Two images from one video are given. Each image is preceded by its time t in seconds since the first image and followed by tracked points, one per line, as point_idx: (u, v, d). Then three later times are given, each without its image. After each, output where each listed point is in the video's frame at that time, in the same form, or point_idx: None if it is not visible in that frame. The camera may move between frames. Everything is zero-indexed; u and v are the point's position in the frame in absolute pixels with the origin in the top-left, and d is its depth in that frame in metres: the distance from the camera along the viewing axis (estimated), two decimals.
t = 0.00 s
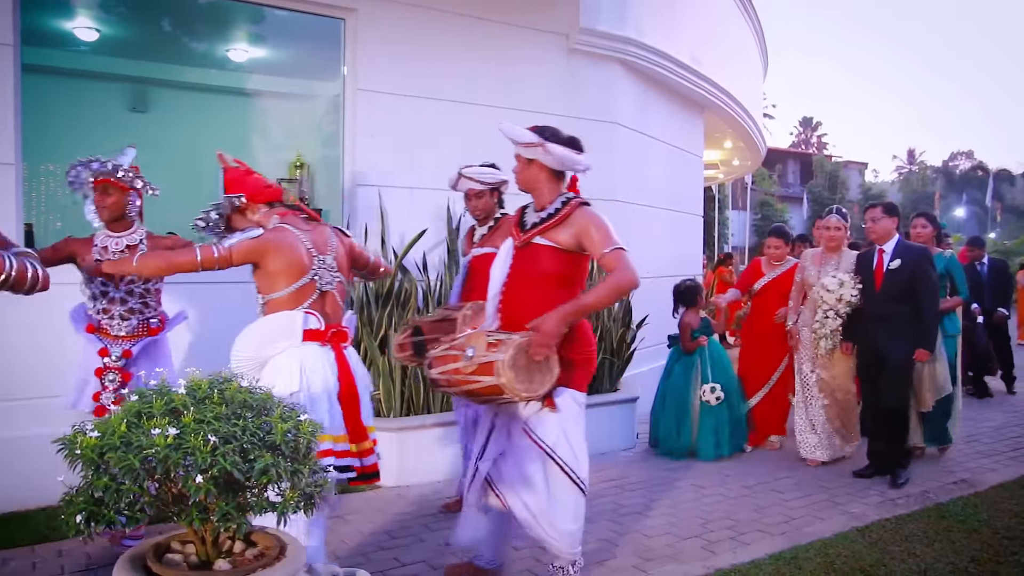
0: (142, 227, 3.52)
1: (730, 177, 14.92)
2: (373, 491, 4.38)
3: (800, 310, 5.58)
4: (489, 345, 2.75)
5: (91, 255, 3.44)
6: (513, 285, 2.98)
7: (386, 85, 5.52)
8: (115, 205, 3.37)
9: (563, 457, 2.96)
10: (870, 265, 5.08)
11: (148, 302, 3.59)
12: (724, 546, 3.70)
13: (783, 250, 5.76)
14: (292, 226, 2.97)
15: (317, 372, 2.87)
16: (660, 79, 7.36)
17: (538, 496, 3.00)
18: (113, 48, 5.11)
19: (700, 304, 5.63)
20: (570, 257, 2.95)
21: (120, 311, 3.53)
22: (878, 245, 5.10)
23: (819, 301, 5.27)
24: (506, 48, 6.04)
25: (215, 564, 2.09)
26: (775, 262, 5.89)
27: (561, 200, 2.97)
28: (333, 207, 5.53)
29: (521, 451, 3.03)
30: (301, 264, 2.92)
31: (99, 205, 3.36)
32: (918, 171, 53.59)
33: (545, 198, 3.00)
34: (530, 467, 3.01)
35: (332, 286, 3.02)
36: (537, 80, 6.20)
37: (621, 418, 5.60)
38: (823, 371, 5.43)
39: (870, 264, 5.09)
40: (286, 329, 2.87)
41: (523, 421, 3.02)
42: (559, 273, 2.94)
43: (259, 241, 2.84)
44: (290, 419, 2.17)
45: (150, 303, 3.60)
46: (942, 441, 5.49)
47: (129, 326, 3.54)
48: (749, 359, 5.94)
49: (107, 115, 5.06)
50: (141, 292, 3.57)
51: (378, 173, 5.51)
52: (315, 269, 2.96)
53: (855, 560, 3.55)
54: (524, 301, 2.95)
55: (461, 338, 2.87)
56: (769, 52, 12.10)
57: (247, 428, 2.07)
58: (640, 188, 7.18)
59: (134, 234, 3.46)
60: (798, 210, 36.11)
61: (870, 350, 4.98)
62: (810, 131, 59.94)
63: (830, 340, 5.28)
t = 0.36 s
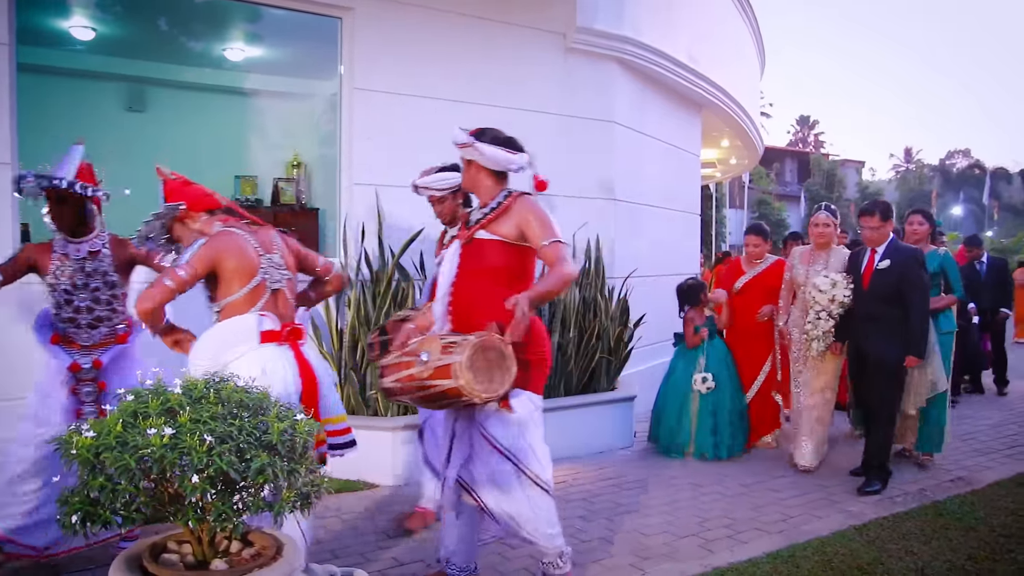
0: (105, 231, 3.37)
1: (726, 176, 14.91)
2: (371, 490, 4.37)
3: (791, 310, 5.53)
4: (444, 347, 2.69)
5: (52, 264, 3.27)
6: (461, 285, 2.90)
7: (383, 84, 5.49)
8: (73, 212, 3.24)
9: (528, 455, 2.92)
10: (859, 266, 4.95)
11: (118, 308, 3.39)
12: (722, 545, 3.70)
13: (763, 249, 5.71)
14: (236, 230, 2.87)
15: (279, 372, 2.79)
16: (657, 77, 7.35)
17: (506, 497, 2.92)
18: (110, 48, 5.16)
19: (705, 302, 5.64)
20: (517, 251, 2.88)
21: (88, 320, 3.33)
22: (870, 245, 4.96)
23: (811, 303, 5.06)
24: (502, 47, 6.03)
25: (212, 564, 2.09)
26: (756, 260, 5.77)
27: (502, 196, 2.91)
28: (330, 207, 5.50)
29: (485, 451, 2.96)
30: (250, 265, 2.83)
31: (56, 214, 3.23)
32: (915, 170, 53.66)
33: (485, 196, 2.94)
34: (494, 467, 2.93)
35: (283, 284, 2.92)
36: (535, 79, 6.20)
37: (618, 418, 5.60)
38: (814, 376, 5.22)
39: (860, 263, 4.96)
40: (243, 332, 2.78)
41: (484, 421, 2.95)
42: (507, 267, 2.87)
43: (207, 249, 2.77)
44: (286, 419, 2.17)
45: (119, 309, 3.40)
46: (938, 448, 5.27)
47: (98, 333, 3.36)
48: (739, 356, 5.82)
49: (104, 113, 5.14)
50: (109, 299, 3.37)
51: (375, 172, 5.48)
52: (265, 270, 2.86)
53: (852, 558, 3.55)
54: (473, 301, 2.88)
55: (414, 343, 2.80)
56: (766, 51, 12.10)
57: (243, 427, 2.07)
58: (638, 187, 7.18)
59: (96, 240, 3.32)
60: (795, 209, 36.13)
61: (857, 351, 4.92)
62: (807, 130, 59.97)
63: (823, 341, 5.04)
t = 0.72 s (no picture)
0: (37, 228, 3.28)
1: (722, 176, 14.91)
2: (366, 488, 4.38)
3: (779, 310, 5.44)
4: (417, 343, 2.66)
5: None
6: (428, 287, 2.87)
7: (380, 83, 5.48)
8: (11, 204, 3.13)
9: (484, 460, 2.88)
10: (850, 263, 4.95)
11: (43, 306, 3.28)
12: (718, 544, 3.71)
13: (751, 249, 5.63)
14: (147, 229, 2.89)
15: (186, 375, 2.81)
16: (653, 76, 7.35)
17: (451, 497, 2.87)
18: (106, 47, 5.18)
19: (689, 298, 5.60)
20: (482, 247, 2.83)
21: (13, 317, 3.18)
22: (860, 242, 4.94)
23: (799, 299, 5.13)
24: (498, 46, 6.03)
25: (207, 564, 2.09)
26: (745, 260, 5.75)
27: (459, 194, 2.85)
28: (326, 206, 5.45)
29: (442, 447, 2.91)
30: (159, 263, 2.85)
31: None
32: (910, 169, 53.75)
33: (444, 197, 2.87)
34: (448, 465, 2.89)
35: (203, 281, 2.93)
36: (531, 77, 6.20)
37: (614, 417, 5.61)
38: (801, 374, 5.27)
39: (851, 261, 4.96)
40: (158, 333, 2.84)
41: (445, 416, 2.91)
42: (474, 265, 2.82)
43: (110, 253, 2.81)
44: (281, 419, 2.16)
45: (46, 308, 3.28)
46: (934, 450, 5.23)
47: (24, 331, 3.22)
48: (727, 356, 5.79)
49: (99, 113, 5.17)
50: (38, 296, 3.24)
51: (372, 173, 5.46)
52: (180, 268, 2.88)
53: (848, 557, 3.56)
54: (440, 302, 2.84)
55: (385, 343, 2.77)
56: (762, 50, 12.10)
57: (238, 427, 2.06)
58: (634, 186, 7.18)
59: (30, 235, 3.22)
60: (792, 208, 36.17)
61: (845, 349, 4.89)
62: (803, 129, 60.13)
63: (809, 337, 5.09)
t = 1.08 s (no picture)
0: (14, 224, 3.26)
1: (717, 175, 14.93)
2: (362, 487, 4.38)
3: (767, 308, 5.39)
4: (372, 348, 2.55)
5: None
6: (397, 289, 2.85)
7: (375, 82, 5.48)
8: None
9: (446, 470, 2.82)
10: (830, 264, 4.82)
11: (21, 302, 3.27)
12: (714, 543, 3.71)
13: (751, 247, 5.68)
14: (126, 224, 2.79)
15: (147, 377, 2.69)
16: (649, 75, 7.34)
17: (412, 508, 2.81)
18: (102, 47, 5.12)
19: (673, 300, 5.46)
20: (450, 252, 2.79)
21: None
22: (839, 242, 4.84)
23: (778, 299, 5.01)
24: (493, 45, 6.02)
25: (202, 565, 2.08)
26: (744, 258, 5.74)
27: (434, 195, 2.82)
28: (322, 206, 5.51)
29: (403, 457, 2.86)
30: (135, 262, 2.75)
31: None
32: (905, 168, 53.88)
33: (417, 193, 2.84)
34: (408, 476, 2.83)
35: (176, 287, 2.83)
36: (527, 76, 6.20)
37: (610, 416, 5.62)
38: (784, 368, 5.23)
39: (832, 262, 4.82)
40: (119, 335, 2.72)
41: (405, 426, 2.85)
42: (441, 269, 2.78)
43: (84, 247, 2.70)
44: (276, 419, 2.15)
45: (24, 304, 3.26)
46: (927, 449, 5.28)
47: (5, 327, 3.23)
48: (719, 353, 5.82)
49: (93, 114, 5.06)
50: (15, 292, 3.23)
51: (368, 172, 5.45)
52: (155, 269, 2.78)
53: (843, 556, 3.56)
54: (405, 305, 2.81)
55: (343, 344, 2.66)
56: (757, 50, 12.11)
57: (234, 427, 2.06)
58: (629, 185, 7.18)
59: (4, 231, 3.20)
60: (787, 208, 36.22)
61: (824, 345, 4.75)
62: (798, 129, 60.19)
63: (785, 340, 5.03)
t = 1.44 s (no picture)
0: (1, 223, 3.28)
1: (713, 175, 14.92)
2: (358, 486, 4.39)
3: (743, 309, 5.33)
4: (335, 355, 2.52)
5: None
6: (359, 289, 2.77)
7: (371, 82, 5.47)
8: None
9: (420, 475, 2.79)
10: (812, 262, 4.86)
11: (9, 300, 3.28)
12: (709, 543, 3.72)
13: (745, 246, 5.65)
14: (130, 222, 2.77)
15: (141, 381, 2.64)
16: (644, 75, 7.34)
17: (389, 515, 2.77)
18: (98, 46, 5.12)
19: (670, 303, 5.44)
20: (413, 252, 2.74)
21: None
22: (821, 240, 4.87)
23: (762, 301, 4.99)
24: (489, 45, 6.02)
25: (197, 565, 2.08)
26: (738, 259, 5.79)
27: (400, 187, 2.75)
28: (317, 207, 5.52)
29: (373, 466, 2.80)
30: (138, 262, 2.73)
31: None
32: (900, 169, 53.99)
33: (383, 186, 2.79)
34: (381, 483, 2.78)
35: (171, 291, 2.83)
36: (523, 76, 6.20)
37: (606, 417, 5.62)
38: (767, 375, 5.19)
39: (813, 259, 4.87)
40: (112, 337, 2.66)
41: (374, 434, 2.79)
42: (405, 269, 2.74)
43: (91, 242, 2.65)
44: (272, 418, 2.15)
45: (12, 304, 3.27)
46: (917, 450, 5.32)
47: None
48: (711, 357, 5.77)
49: (88, 113, 5.13)
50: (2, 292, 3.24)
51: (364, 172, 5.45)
52: (156, 272, 2.77)
53: (838, 556, 3.57)
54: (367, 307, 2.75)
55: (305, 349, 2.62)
56: (752, 50, 12.12)
57: (229, 427, 2.05)
58: (625, 185, 7.18)
59: None
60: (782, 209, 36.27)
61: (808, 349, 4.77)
62: (793, 129, 60.37)
63: (772, 343, 5.00)
